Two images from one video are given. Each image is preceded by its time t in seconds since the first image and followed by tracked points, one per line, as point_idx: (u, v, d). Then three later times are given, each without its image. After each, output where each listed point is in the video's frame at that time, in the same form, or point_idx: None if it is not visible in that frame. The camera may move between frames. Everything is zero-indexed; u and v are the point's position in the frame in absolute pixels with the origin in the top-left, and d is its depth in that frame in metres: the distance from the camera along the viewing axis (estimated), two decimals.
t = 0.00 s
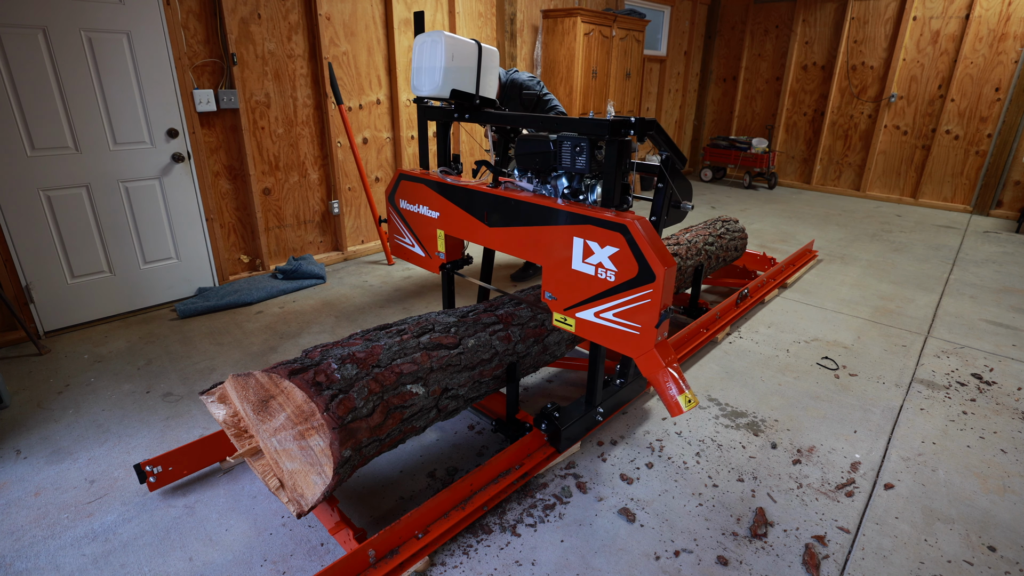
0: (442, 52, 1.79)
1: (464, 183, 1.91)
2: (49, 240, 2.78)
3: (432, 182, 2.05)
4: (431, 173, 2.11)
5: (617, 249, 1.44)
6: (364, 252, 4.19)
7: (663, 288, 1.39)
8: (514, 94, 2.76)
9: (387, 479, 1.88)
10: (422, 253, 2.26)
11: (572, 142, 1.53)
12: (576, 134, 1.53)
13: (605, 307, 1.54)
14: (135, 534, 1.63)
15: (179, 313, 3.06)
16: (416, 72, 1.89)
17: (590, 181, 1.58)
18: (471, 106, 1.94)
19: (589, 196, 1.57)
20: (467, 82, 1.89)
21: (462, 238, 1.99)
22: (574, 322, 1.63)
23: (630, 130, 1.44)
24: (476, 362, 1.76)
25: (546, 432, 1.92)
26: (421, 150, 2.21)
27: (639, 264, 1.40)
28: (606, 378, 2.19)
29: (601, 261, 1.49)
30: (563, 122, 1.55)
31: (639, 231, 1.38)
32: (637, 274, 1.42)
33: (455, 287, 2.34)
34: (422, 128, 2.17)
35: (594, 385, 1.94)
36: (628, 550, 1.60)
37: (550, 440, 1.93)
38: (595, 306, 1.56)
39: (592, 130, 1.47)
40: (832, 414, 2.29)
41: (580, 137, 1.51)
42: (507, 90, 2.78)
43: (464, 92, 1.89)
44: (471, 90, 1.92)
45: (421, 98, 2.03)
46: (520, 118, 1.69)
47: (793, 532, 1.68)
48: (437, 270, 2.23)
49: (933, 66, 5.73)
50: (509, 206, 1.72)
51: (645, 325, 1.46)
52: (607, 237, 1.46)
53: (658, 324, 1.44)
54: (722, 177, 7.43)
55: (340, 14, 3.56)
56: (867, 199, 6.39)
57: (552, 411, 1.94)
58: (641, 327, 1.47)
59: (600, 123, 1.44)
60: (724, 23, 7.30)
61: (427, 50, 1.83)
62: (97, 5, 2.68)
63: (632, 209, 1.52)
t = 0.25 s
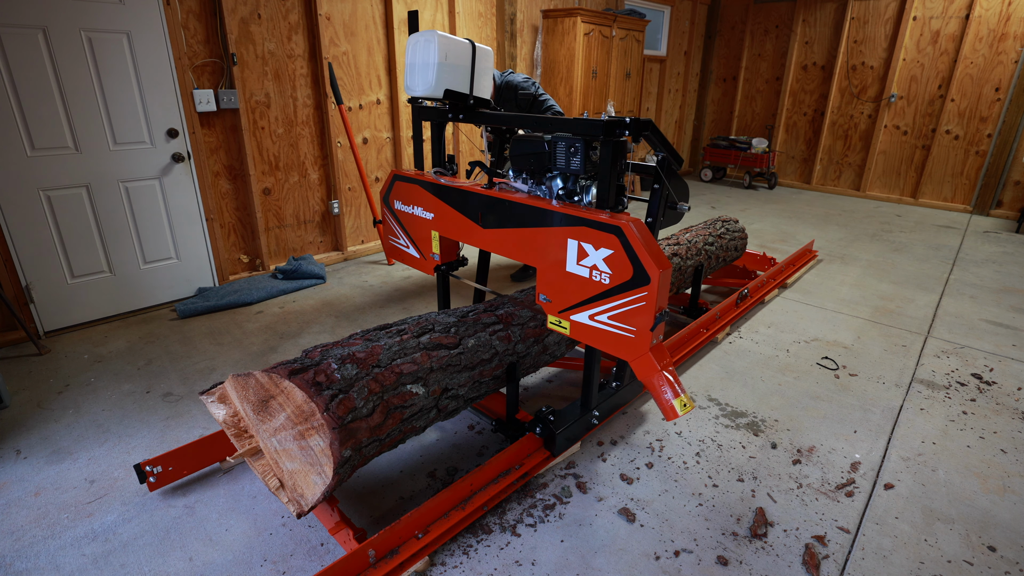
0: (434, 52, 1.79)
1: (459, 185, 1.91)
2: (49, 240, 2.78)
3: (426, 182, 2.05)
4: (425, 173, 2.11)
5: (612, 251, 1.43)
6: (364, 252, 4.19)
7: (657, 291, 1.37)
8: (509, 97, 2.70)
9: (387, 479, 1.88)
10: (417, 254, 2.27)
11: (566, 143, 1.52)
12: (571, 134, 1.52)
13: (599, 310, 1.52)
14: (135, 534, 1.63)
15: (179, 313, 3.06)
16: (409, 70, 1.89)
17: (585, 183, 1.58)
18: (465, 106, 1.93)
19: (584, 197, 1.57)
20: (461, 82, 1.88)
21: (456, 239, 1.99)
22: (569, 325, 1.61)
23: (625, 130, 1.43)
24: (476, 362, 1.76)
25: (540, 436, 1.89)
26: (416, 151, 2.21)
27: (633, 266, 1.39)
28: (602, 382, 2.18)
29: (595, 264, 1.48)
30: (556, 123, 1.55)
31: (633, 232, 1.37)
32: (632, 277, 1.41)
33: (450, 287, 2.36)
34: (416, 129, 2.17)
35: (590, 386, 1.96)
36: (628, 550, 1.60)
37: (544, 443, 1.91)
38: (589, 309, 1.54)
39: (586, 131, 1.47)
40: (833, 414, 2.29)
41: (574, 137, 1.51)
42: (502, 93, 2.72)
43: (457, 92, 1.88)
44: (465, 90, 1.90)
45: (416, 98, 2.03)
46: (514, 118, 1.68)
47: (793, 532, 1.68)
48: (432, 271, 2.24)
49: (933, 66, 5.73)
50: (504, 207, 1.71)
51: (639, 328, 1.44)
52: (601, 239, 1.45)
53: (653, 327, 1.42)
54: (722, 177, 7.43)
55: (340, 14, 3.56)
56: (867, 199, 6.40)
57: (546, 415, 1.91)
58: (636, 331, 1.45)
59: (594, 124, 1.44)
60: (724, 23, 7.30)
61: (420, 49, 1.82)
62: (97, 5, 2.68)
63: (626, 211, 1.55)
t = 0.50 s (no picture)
0: (429, 52, 1.79)
1: (454, 186, 1.92)
2: (49, 240, 2.78)
3: (421, 184, 2.06)
4: (421, 175, 2.13)
5: (607, 253, 1.42)
6: (364, 252, 4.19)
7: (653, 293, 1.36)
8: (506, 97, 2.66)
9: (386, 479, 1.88)
10: (413, 256, 2.29)
11: (561, 144, 1.52)
12: (566, 135, 1.51)
13: (595, 312, 1.52)
14: (135, 534, 1.63)
15: (179, 313, 3.06)
16: (404, 72, 1.90)
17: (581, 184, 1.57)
18: (460, 107, 1.94)
19: (579, 199, 1.56)
20: (456, 82, 1.89)
21: (452, 240, 1.99)
22: (564, 327, 1.61)
23: (621, 131, 1.41)
24: (476, 362, 1.76)
25: (535, 439, 1.87)
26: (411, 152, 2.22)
27: (628, 268, 1.39)
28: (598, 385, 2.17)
29: (591, 265, 1.47)
30: (551, 123, 1.54)
31: (628, 234, 1.36)
32: (627, 279, 1.40)
33: (446, 287, 2.38)
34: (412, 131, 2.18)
35: (586, 390, 1.92)
36: (628, 550, 1.60)
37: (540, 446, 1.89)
38: (585, 311, 1.54)
39: (581, 132, 1.46)
40: (833, 414, 2.29)
41: (569, 138, 1.51)
42: (498, 93, 2.68)
43: (452, 91, 1.89)
44: (460, 90, 1.91)
45: (410, 98, 2.04)
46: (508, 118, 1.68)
47: (793, 532, 1.68)
48: (427, 272, 2.25)
49: (933, 66, 5.73)
50: (500, 208, 1.71)
51: (635, 331, 1.44)
52: (597, 241, 1.44)
53: (649, 330, 1.42)
54: (722, 177, 7.43)
55: (340, 14, 3.56)
56: (867, 199, 6.40)
57: (542, 417, 1.89)
58: (631, 333, 1.45)
59: (590, 125, 1.42)
60: (724, 23, 7.30)
61: (415, 49, 1.82)
62: (97, 5, 2.68)
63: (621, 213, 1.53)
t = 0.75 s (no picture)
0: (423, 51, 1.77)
1: (449, 187, 1.90)
2: (49, 240, 2.78)
3: (415, 185, 2.05)
4: (415, 175, 2.12)
5: (602, 255, 1.41)
6: (365, 252, 4.19)
7: (648, 296, 1.36)
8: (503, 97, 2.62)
9: (386, 479, 1.88)
10: (407, 257, 2.27)
11: (556, 145, 1.51)
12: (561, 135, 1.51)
13: (590, 315, 1.50)
14: (135, 534, 1.63)
15: (179, 313, 3.06)
16: (398, 71, 1.87)
17: (576, 185, 1.57)
18: (455, 107, 1.93)
19: (575, 200, 1.57)
20: (450, 83, 1.87)
21: (447, 241, 1.98)
22: (559, 329, 1.60)
23: (616, 131, 1.42)
24: (476, 362, 1.76)
25: (530, 443, 1.86)
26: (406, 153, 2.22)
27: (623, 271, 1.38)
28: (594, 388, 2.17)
29: (585, 267, 1.46)
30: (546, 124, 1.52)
31: (623, 236, 1.35)
32: (622, 281, 1.39)
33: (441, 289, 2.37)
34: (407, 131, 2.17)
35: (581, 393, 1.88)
36: (628, 550, 1.60)
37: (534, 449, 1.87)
38: (580, 314, 1.52)
39: (576, 132, 1.45)
40: (833, 414, 2.29)
41: (565, 139, 1.49)
42: (496, 93, 2.64)
43: (447, 91, 1.87)
44: (454, 90, 1.89)
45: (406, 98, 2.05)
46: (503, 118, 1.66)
47: (793, 532, 1.68)
48: (422, 274, 2.24)
49: (933, 66, 5.73)
50: (494, 209, 1.69)
51: (630, 334, 1.43)
52: (591, 243, 1.43)
53: (644, 333, 1.41)
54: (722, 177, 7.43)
55: (340, 14, 3.56)
56: (867, 199, 6.40)
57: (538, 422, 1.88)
58: (627, 337, 1.44)
59: (584, 125, 1.42)
60: (724, 23, 7.30)
61: (408, 48, 1.80)
62: (97, 5, 2.68)
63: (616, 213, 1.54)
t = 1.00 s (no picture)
0: (415, 51, 1.76)
1: (443, 188, 1.90)
2: (48, 240, 2.78)
3: (410, 186, 2.04)
4: (409, 176, 2.11)
5: (596, 257, 1.39)
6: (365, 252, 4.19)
7: (642, 300, 1.34)
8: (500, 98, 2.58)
9: (387, 479, 1.88)
10: (402, 258, 2.27)
11: (550, 146, 1.53)
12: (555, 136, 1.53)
13: (583, 318, 1.48)
14: (135, 534, 1.63)
15: (179, 313, 3.06)
16: (391, 70, 1.85)
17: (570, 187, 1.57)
18: (448, 108, 1.92)
19: (569, 201, 1.56)
20: (443, 82, 1.86)
21: (441, 243, 1.97)
22: (553, 333, 1.58)
23: (609, 132, 1.40)
24: (476, 362, 1.76)
25: (524, 447, 1.84)
26: (399, 153, 2.20)
27: (617, 273, 1.36)
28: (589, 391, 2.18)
29: (579, 270, 1.44)
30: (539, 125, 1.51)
31: (617, 238, 1.33)
32: (616, 284, 1.37)
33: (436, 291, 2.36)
34: (400, 133, 2.16)
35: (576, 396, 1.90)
36: (628, 550, 1.60)
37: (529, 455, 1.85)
38: (573, 317, 1.50)
39: (569, 133, 1.43)
40: (833, 414, 2.29)
41: (558, 139, 1.51)
42: (492, 93, 2.59)
43: (440, 92, 1.86)
44: (447, 91, 1.89)
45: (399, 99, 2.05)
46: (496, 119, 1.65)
47: (793, 532, 1.68)
48: (416, 276, 2.24)
49: (933, 66, 5.73)
50: (488, 211, 1.68)
51: (624, 338, 1.41)
52: (585, 245, 1.41)
53: (638, 337, 1.39)
54: (722, 177, 7.43)
55: (340, 14, 3.56)
56: (867, 199, 6.40)
57: (532, 425, 1.89)
58: (621, 340, 1.42)
59: (577, 125, 1.40)
60: (724, 23, 7.30)
61: (401, 47, 1.79)
62: (97, 5, 2.68)
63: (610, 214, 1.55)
